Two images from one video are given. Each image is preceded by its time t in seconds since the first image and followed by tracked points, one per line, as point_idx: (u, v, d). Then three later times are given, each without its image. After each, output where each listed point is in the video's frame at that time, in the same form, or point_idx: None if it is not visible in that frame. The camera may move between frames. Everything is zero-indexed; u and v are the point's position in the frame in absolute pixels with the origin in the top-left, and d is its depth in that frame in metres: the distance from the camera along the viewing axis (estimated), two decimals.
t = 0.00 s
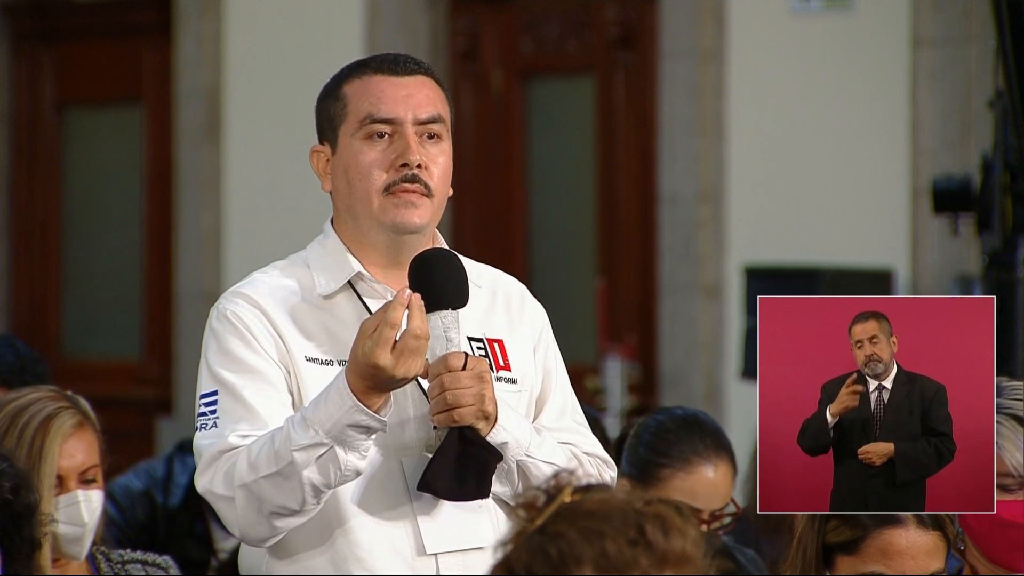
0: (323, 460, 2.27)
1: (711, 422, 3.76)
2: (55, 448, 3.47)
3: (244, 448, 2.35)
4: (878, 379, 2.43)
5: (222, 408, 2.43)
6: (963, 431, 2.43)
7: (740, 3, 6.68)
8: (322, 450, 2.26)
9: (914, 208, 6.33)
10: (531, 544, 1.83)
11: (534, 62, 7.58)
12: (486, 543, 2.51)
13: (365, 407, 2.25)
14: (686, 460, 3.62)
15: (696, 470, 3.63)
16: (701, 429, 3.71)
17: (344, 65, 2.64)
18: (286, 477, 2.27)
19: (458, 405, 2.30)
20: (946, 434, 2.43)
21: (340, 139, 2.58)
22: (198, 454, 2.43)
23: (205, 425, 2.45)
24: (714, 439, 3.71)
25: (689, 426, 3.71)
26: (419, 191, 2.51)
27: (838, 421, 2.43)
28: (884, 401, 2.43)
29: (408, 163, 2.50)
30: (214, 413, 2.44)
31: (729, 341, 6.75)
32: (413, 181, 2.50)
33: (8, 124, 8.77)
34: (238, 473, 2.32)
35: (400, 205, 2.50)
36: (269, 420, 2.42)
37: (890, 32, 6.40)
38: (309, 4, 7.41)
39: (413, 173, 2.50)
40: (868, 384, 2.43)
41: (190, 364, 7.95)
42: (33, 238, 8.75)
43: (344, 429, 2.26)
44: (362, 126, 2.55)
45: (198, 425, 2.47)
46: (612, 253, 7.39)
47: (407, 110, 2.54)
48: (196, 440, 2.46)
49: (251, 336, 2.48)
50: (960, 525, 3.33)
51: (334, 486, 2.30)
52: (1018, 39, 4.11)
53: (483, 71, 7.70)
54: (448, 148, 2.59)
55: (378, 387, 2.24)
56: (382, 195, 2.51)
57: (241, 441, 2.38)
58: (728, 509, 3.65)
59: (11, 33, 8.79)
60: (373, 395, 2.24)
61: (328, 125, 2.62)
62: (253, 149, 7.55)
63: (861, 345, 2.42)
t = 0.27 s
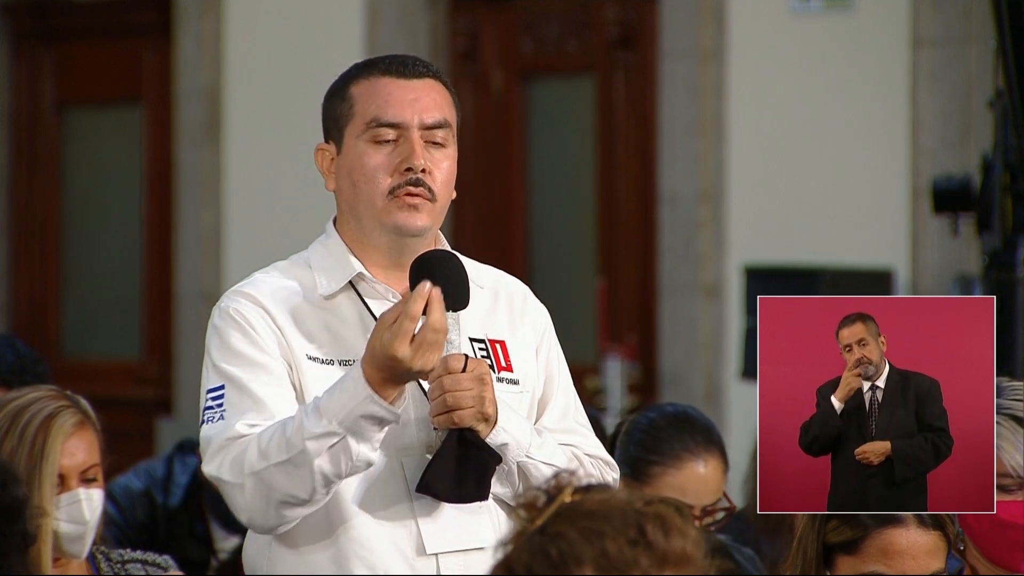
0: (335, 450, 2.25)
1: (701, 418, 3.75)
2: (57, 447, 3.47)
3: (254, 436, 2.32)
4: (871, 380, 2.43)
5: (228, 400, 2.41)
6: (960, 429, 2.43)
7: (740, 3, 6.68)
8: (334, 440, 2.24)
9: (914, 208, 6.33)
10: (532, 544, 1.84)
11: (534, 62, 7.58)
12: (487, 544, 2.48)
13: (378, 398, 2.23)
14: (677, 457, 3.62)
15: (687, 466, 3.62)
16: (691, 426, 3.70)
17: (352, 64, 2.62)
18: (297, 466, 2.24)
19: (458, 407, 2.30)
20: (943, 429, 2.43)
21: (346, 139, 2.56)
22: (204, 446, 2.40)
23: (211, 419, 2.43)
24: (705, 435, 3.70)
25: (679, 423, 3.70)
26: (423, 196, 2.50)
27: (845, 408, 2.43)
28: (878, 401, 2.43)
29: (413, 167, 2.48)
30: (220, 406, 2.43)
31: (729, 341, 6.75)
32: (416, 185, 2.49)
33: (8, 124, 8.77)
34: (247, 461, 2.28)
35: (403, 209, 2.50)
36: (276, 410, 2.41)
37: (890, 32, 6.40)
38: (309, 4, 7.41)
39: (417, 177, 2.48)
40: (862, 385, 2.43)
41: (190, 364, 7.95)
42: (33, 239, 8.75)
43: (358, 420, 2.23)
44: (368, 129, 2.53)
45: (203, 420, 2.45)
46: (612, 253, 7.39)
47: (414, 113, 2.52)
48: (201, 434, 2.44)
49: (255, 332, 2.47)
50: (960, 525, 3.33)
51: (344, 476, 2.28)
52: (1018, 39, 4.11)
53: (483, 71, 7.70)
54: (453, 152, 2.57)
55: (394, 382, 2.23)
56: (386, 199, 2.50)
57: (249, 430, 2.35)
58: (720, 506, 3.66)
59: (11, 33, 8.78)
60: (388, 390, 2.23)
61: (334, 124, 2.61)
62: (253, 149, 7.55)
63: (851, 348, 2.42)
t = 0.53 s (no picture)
0: (364, 455, 2.20)
1: (701, 418, 3.75)
2: (59, 444, 3.46)
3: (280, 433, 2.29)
4: (871, 379, 2.43)
5: (246, 395, 2.38)
6: (960, 429, 2.43)
7: (740, 3, 6.68)
8: (363, 446, 2.20)
9: (914, 208, 6.33)
10: (532, 545, 1.84)
11: (534, 62, 7.58)
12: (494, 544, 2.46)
13: (411, 408, 2.17)
14: (676, 457, 3.62)
15: (687, 466, 3.62)
16: (691, 426, 3.70)
17: (359, 63, 2.61)
18: (322, 467, 2.21)
19: (468, 409, 2.28)
20: (943, 429, 2.43)
21: (351, 139, 2.56)
22: (221, 440, 2.37)
23: (227, 415, 2.39)
24: (704, 435, 3.71)
25: (679, 423, 3.70)
26: (428, 199, 2.51)
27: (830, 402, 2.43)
28: (877, 400, 2.43)
29: (419, 171, 2.49)
30: (237, 401, 2.39)
31: (729, 341, 6.75)
32: (421, 189, 2.50)
33: (8, 124, 8.76)
34: (272, 457, 2.25)
35: (407, 212, 2.50)
36: (293, 403, 2.39)
37: (890, 32, 6.40)
38: (309, 4, 7.41)
39: (423, 181, 2.49)
40: (861, 384, 2.43)
41: (190, 364, 7.95)
42: (33, 239, 8.76)
43: (388, 429, 2.19)
44: (375, 131, 2.53)
45: (219, 416, 2.41)
46: (612, 254, 7.39)
47: (421, 117, 2.52)
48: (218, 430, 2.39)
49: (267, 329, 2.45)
50: (960, 525, 3.33)
51: (369, 481, 2.24)
52: (1019, 39, 4.10)
53: (483, 71, 7.70)
54: (458, 156, 2.57)
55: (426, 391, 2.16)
56: (390, 202, 2.51)
57: (270, 424, 2.33)
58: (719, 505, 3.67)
59: (11, 33, 8.78)
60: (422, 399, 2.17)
61: (339, 123, 2.60)
62: (253, 149, 7.55)
63: (856, 347, 2.42)
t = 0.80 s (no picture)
0: (389, 437, 2.16)
1: (702, 419, 3.74)
2: (58, 442, 3.46)
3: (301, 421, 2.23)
4: (875, 380, 2.44)
5: (262, 390, 2.37)
6: (962, 429, 2.43)
7: (740, 3, 6.68)
8: (387, 428, 2.15)
9: (914, 208, 6.33)
10: (532, 544, 1.84)
11: (534, 62, 7.58)
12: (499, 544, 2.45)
13: (432, 385, 2.14)
14: (678, 459, 3.61)
15: (689, 468, 3.61)
16: (692, 427, 3.69)
17: (367, 65, 2.59)
18: (347, 451, 2.16)
19: (477, 412, 2.30)
20: (945, 431, 2.43)
21: (358, 141, 2.55)
22: (241, 434, 2.33)
23: (245, 411, 2.36)
24: (706, 437, 3.69)
25: (680, 425, 3.69)
26: (433, 204, 2.50)
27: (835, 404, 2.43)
28: (881, 402, 2.44)
29: (425, 177, 2.48)
30: (254, 396, 2.37)
31: (729, 341, 6.75)
32: (427, 194, 2.50)
33: (8, 124, 8.76)
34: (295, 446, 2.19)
35: (411, 216, 2.50)
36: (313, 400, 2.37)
37: (890, 31, 6.40)
38: (309, 4, 7.41)
39: (428, 187, 2.49)
40: (865, 385, 2.44)
41: (190, 364, 7.95)
42: (33, 239, 8.76)
43: (411, 407, 2.14)
44: (382, 135, 2.52)
45: (236, 410, 2.38)
46: (612, 254, 7.39)
47: (428, 123, 2.51)
48: (235, 424, 2.37)
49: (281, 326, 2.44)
50: (960, 525, 3.33)
51: (395, 464, 2.19)
52: (1018, 39, 4.10)
53: (483, 71, 7.69)
54: (464, 161, 2.56)
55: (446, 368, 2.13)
56: (395, 205, 2.50)
57: (294, 417, 2.30)
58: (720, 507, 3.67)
59: (11, 33, 8.78)
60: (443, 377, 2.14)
61: (346, 124, 2.59)
62: (253, 149, 7.55)
63: (864, 347, 2.43)
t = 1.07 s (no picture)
0: (378, 498, 2.26)
1: (701, 419, 3.74)
2: (59, 442, 3.48)
3: (295, 460, 2.32)
4: (878, 380, 2.43)
5: (255, 411, 2.42)
6: (961, 430, 2.43)
7: (739, 3, 6.68)
8: (379, 492, 2.25)
9: (915, 208, 6.33)
10: (533, 544, 1.84)
11: (534, 62, 7.58)
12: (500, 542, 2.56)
13: (427, 461, 2.22)
14: (678, 459, 3.61)
15: (688, 468, 3.61)
16: (692, 427, 3.70)
17: (364, 64, 2.64)
18: (337, 503, 2.27)
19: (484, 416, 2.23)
20: (946, 432, 2.43)
21: (359, 142, 2.59)
22: (231, 454, 2.41)
23: (237, 429, 2.44)
24: (705, 437, 3.69)
25: (679, 424, 3.69)
26: (435, 201, 2.55)
27: (849, 429, 2.44)
28: (883, 400, 2.43)
29: (427, 174, 2.53)
30: (245, 416, 2.44)
31: (729, 341, 6.74)
32: (430, 192, 2.54)
33: (8, 124, 8.76)
34: (286, 487, 2.29)
35: (414, 214, 2.54)
36: (305, 422, 2.42)
37: (890, 31, 6.40)
38: (310, 3, 7.42)
39: (431, 184, 2.53)
40: (867, 385, 2.43)
41: (190, 364, 7.95)
42: (33, 239, 8.75)
43: (405, 478, 2.24)
44: (382, 134, 2.56)
45: (229, 428, 2.45)
46: (612, 254, 7.39)
47: (428, 120, 2.56)
48: (226, 442, 2.44)
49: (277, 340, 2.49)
50: (960, 525, 3.32)
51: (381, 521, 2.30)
52: (1019, 39, 4.09)
53: (483, 71, 7.69)
54: (464, 157, 2.61)
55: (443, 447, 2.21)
56: (398, 204, 2.54)
57: (283, 446, 2.36)
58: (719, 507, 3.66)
59: (11, 33, 8.78)
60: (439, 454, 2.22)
61: (345, 125, 2.64)
62: (253, 149, 7.55)
63: (868, 348, 2.43)
